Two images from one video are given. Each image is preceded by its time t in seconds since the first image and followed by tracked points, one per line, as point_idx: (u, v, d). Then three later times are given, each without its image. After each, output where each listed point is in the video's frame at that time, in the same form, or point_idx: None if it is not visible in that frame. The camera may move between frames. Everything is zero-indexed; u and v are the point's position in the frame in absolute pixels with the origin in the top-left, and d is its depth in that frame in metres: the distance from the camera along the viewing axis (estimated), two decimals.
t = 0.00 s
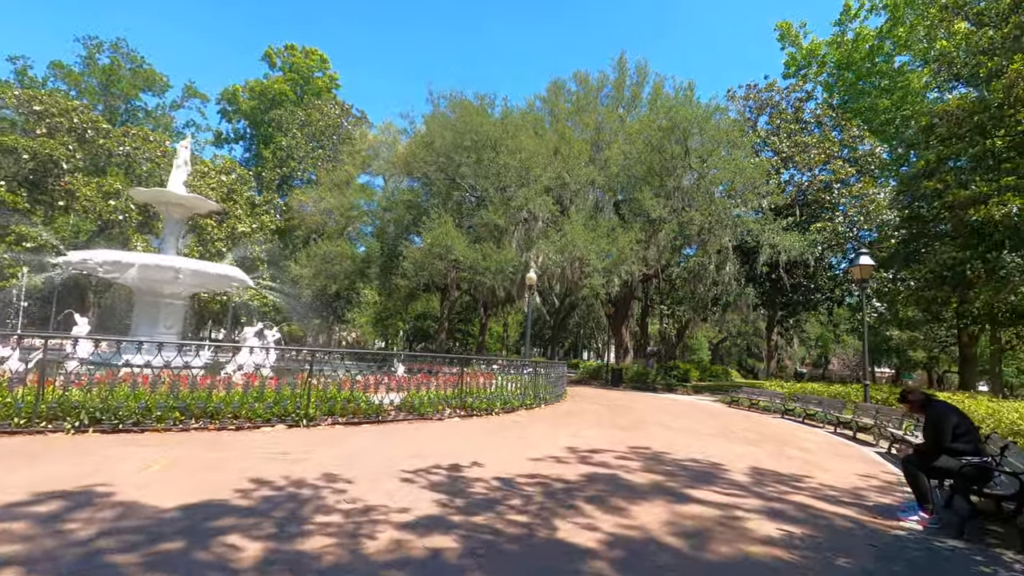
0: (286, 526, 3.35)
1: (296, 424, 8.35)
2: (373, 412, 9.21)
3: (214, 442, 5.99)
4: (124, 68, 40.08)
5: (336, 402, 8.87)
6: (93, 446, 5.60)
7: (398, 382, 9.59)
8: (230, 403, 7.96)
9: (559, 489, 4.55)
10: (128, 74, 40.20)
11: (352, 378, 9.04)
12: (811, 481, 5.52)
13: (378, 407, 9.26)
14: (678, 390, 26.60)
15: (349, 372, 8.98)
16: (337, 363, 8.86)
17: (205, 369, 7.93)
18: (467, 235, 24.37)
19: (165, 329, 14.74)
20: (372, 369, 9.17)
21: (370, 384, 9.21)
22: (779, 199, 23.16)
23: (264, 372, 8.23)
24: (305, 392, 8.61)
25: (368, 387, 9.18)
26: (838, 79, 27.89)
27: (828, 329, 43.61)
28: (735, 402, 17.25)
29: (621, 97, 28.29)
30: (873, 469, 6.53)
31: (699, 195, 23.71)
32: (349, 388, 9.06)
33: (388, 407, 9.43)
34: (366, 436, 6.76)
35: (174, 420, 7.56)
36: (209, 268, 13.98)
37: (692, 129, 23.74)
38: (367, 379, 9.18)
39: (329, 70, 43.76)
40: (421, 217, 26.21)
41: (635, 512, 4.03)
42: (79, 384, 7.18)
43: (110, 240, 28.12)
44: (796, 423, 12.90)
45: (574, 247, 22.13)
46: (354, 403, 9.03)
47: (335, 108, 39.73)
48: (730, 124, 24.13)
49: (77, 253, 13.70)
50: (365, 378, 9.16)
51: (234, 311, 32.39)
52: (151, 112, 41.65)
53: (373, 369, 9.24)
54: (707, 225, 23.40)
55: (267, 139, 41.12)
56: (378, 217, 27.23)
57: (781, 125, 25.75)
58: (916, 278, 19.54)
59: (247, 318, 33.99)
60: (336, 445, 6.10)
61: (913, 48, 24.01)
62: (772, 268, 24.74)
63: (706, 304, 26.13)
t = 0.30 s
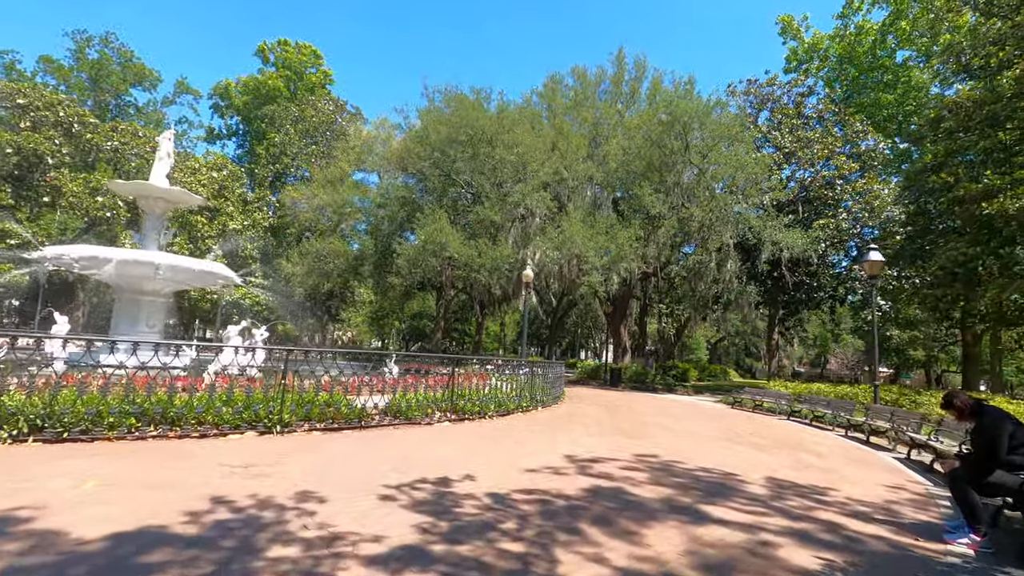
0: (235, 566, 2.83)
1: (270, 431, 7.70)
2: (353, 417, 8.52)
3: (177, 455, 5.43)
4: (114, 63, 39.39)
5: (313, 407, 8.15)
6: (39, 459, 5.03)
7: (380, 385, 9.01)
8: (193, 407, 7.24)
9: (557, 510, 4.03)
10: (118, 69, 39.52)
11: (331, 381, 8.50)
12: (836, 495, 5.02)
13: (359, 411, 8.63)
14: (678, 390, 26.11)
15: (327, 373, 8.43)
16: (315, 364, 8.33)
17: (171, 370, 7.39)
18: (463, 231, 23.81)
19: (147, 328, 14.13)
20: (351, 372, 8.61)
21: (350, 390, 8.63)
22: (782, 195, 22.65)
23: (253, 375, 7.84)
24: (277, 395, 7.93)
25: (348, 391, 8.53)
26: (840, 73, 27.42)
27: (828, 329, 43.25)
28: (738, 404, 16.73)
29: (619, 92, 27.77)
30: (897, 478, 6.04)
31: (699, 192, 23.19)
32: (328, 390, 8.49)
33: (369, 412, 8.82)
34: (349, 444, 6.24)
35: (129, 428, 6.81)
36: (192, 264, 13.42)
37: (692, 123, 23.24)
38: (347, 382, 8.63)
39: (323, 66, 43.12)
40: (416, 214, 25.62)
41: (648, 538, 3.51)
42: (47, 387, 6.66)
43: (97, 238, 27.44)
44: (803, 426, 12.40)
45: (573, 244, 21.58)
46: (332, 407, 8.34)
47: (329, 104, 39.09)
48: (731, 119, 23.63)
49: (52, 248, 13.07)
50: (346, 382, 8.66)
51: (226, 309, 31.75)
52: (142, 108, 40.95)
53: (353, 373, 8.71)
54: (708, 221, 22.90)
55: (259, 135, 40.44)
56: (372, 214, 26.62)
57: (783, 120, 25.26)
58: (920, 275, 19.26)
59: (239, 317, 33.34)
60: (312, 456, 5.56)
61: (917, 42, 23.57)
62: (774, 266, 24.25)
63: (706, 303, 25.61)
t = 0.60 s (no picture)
0: None
1: (227, 444, 6.90)
2: (326, 426, 7.75)
3: (118, 475, 4.75)
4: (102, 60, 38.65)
5: (277, 416, 7.35)
6: None
7: (358, 388, 8.28)
8: (131, 421, 6.34)
9: (551, 547, 3.38)
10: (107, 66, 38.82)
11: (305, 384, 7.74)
12: (874, 518, 4.36)
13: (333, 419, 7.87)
14: (679, 391, 25.46)
15: (300, 373, 7.70)
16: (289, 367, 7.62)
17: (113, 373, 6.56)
18: (457, 228, 23.14)
19: (121, 329, 13.44)
20: (327, 374, 7.91)
21: (321, 392, 7.83)
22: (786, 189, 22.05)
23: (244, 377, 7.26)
24: (233, 404, 7.11)
25: (317, 397, 7.75)
26: (843, 67, 26.85)
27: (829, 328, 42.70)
28: (743, 406, 16.07)
29: (618, 87, 27.13)
30: (934, 494, 5.39)
31: (701, 187, 22.59)
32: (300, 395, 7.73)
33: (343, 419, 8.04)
34: (320, 460, 5.56)
35: (54, 444, 5.91)
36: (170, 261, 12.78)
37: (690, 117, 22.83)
38: (320, 385, 7.84)
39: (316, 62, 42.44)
40: (409, 211, 24.93)
41: None
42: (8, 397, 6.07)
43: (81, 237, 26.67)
44: (814, 430, 11.75)
45: (570, 241, 20.95)
46: (298, 415, 7.53)
47: (322, 101, 38.40)
48: (732, 112, 23.03)
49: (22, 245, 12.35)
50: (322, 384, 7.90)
51: (215, 310, 30.99)
52: (132, 105, 40.23)
53: (329, 376, 8.00)
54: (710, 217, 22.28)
55: (252, 133, 39.75)
56: (365, 211, 25.94)
57: (785, 114, 24.67)
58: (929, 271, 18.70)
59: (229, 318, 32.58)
60: (274, 475, 4.89)
61: (921, 34, 23.01)
62: (778, 263, 23.61)
63: (709, 302, 24.95)
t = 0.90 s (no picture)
0: None
1: (167, 460, 5.91)
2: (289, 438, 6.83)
3: (50, 503, 4.11)
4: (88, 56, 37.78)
5: (230, 427, 6.40)
6: None
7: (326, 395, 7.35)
8: (46, 437, 5.40)
9: None
10: (93, 63, 37.96)
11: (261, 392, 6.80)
12: (928, 547, 3.75)
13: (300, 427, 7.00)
14: (681, 391, 24.80)
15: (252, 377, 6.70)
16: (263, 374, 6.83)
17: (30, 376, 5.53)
18: (451, 224, 22.41)
19: (93, 331, 12.67)
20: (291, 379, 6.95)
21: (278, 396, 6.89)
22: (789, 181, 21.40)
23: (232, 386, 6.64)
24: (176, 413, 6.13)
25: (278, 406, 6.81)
26: (846, 57, 26.18)
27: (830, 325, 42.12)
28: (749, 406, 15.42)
29: (616, 79, 26.42)
30: (982, 509, 4.78)
31: (702, 179, 21.95)
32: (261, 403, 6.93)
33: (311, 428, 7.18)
34: (290, 477, 4.92)
35: None
36: (146, 258, 12.07)
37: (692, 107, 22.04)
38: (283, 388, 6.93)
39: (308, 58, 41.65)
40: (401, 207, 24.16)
41: None
42: None
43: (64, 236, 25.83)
44: (828, 431, 11.11)
45: (568, 236, 20.26)
46: (253, 425, 6.57)
47: (314, 96, 37.60)
48: (734, 103, 22.35)
49: None
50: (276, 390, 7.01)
51: (204, 311, 30.18)
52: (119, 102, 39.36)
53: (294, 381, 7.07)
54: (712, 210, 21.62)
55: (243, 131, 38.97)
56: (356, 208, 25.18)
57: (787, 105, 24.00)
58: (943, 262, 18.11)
59: (219, 320, 31.80)
60: (233, 502, 4.25)
61: (927, 22, 22.37)
62: (782, 258, 22.93)
63: (711, 298, 24.26)
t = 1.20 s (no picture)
0: None
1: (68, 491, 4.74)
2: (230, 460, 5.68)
3: None
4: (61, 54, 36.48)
5: (157, 448, 5.26)
6: None
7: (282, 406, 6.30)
8: None
9: None
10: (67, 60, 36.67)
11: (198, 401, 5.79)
12: None
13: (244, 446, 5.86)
14: (677, 389, 24.20)
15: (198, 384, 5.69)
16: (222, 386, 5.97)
17: None
18: (437, 220, 21.59)
19: (49, 338, 11.78)
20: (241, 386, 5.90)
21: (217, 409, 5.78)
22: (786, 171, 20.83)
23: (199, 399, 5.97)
24: (84, 435, 5.00)
25: (214, 423, 5.64)
26: (840, 45, 25.65)
27: (825, 319, 41.73)
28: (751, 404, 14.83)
29: (606, 69, 25.68)
30: None
31: (696, 170, 21.35)
32: (205, 416, 5.89)
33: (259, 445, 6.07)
34: (250, 512, 4.27)
35: None
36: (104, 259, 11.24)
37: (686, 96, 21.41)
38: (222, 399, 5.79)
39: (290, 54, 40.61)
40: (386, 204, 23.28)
41: None
42: None
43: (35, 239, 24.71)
44: (839, 430, 10.53)
45: (560, 230, 19.57)
46: (186, 445, 5.43)
47: (296, 92, 36.59)
48: (727, 91, 21.73)
49: None
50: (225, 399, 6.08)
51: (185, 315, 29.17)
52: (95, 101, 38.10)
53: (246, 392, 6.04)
54: (708, 202, 20.99)
55: (224, 130, 37.91)
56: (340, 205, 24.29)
57: (781, 94, 23.39)
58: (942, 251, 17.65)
59: (203, 324, 30.86)
60: (179, 549, 3.61)
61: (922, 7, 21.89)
62: (781, 250, 22.33)
63: (708, 293, 23.63)
